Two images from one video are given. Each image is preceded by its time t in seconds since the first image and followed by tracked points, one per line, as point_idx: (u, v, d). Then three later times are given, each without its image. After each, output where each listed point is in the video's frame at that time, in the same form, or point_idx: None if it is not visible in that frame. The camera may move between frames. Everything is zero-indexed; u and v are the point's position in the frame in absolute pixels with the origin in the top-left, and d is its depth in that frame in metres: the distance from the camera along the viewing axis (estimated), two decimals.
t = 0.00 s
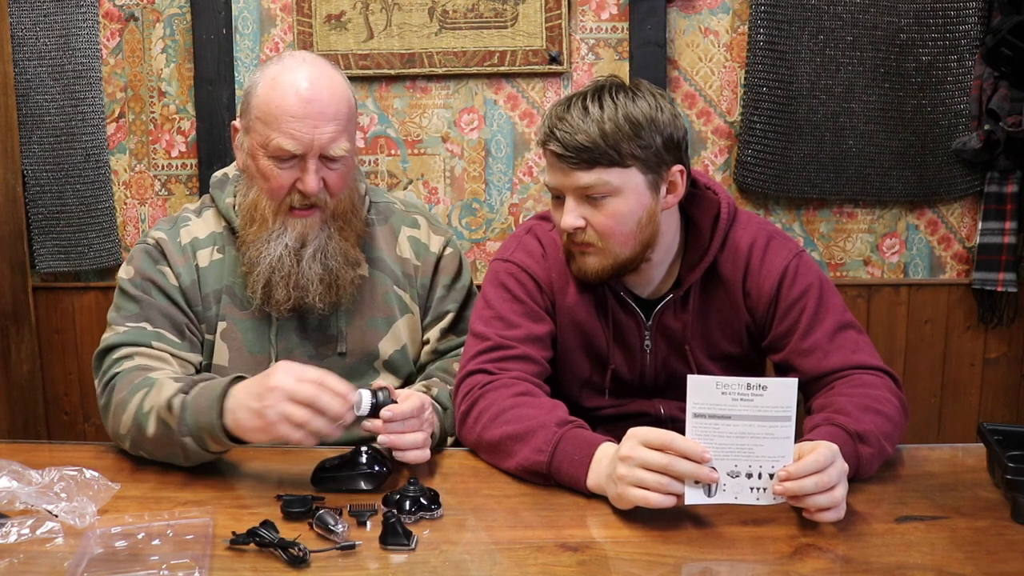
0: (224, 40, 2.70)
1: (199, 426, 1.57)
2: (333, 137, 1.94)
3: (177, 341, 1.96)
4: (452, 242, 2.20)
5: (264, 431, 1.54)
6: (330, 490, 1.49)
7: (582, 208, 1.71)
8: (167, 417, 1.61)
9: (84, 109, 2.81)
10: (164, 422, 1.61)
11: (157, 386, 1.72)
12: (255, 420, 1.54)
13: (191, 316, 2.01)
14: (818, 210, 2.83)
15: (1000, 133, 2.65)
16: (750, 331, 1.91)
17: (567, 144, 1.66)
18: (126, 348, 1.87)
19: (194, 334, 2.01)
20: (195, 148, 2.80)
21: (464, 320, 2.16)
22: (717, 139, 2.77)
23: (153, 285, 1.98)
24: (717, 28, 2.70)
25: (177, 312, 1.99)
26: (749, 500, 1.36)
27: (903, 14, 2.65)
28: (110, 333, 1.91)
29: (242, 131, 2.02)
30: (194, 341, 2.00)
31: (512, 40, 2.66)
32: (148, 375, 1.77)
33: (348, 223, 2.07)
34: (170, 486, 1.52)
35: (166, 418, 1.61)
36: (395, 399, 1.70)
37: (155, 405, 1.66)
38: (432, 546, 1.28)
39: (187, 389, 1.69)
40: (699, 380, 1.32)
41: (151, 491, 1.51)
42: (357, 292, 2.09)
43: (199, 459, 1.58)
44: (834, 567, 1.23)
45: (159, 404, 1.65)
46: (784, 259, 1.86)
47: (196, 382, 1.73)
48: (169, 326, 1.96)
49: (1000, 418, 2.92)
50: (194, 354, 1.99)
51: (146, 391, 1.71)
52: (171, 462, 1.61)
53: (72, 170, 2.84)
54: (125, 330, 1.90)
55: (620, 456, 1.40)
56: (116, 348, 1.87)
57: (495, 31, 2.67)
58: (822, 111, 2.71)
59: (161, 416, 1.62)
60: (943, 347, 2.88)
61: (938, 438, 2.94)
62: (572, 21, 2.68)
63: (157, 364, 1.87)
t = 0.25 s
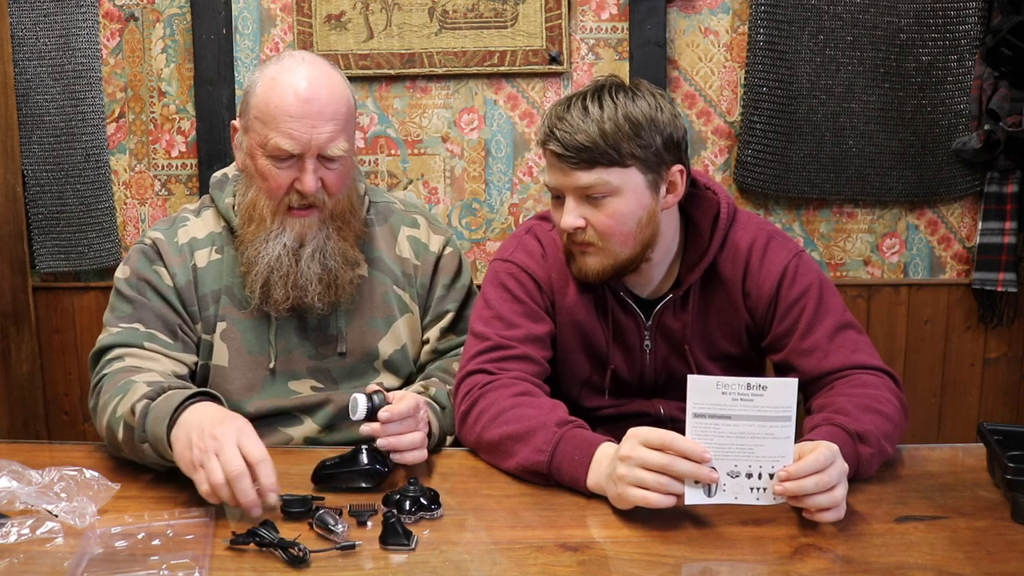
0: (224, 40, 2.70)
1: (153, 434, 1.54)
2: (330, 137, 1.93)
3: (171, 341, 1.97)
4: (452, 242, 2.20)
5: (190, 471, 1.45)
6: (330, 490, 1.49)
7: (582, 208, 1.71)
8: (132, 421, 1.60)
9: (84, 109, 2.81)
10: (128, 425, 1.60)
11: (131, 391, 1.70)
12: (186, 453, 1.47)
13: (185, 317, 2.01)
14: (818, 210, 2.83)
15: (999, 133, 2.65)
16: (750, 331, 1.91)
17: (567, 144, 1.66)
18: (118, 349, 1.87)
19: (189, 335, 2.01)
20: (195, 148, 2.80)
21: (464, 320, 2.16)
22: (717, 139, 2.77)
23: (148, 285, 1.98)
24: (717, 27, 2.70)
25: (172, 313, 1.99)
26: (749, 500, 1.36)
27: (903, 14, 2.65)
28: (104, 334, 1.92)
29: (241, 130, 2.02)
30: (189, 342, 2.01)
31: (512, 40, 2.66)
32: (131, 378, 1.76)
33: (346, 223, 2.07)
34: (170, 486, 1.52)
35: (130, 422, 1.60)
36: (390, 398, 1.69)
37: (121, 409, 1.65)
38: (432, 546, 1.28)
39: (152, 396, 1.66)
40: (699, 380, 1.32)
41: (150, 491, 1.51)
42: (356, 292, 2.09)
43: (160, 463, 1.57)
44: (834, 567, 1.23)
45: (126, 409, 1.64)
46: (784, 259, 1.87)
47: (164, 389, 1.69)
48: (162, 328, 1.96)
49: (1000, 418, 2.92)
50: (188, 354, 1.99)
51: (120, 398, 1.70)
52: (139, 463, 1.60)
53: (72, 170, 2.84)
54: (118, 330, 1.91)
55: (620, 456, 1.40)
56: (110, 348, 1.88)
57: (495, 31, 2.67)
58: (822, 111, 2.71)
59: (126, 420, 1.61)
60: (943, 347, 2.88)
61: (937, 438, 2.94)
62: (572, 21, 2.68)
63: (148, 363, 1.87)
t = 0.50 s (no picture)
0: (224, 40, 2.70)
1: (150, 433, 1.54)
2: (328, 139, 1.93)
3: (171, 341, 1.97)
4: (453, 242, 2.20)
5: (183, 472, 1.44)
6: (330, 490, 1.49)
7: (589, 212, 1.70)
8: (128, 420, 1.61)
9: (84, 109, 2.81)
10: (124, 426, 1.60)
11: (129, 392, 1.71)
12: (178, 454, 1.46)
13: (184, 317, 2.01)
14: (818, 210, 2.83)
15: (1000, 133, 2.65)
16: (751, 331, 1.91)
17: (574, 148, 1.65)
18: (117, 349, 1.88)
19: (187, 334, 2.01)
20: (195, 148, 2.80)
21: (464, 320, 2.16)
22: (717, 139, 2.77)
23: (147, 285, 1.99)
24: (717, 28, 2.70)
25: (171, 313, 1.99)
26: (749, 500, 1.36)
27: (903, 14, 2.65)
28: (103, 333, 1.93)
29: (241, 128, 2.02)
30: (187, 341, 2.01)
31: (512, 40, 2.66)
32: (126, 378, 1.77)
33: (340, 225, 2.06)
34: (170, 486, 1.52)
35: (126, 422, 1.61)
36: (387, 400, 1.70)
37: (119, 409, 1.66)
38: (432, 546, 1.28)
39: (148, 395, 1.67)
40: (699, 379, 1.32)
41: (150, 491, 1.51)
42: (351, 292, 2.09)
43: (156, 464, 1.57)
44: (834, 567, 1.23)
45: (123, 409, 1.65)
46: (784, 260, 1.87)
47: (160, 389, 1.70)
48: (161, 327, 1.97)
49: (1000, 418, 2.92)
50: (186, 354, 1.99)
51: (117, 398, 1.71)
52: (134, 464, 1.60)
53: (72, 170, 2.84)
54: (117, 330, 1.92)
55: (621, 456, 1.40)
56: (109, 348, 1.89)
57: (495, 31, 2.67)
58: (821, 111, 2.71)
59: (123, 420, 1.61)
60: (943, 347, 2.88)
61: (937, 438, 2.94)
62: (572, 21, 2.68)
63: (147, 363, 1.87)
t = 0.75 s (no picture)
0: (224, 40, 2.70)
1: (197, 418, 1.60)
2: (332, 140, 1.93)
3: (173, 341, 1.97)
4: (455, 244, 2.20)
5: (264, 425, 1.58)
6: (329, 490, 1.49)
7: (638, 213, 1.63)
8: (164, 413, 1.64)
9: (84, 109, 2.81)
10: (160, 418, 1.63)
11: (153, 382, 1.74)
12: (252, 412, 1.58)
13: (189, 318, 2.01)
14: (818, 210, 2.83)
15: (999, 133, 2.65)
16: (751, 331, 1.92)
17: (619, 150, 1.56)
18: (122, 348, 1.88)
19: (192, 335, 2.01)
20: (195, 148, 2.80)
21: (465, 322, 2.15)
22: (717, 139, 2.77)
23: (151, 286, 1.98)
24: (717, 28, 2.70)
25: (176, 313, 1.99)
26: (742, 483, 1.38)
27: (903, 14, 2.65)
28: (106, 333, 1.93)
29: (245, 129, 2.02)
30: (191, 343, 2.01)
31: (512, 40, 2.66)
32: (143, 372, 1.79)
33: (345, 226, 2.06)
34: (170, 486, 1.53)
35: (162, 414, 1.64)
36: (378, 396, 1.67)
37: (154, 399, 1.69)
38: (432, 546, 1.28)
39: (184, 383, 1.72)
40: (698, 409, 1.27)
41: (151, 491, 1.51)
42: (355, 293, 2.09)
43: (194, 452, 1.60)
44: (834, 567, 1.23)
45: (156, 400, 1.68)
46: (784, 260, 1.86)
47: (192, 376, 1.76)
48: (164, 326, 1.96)
49: (1000, 418, 2.92)
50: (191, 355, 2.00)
51: (141, 388, 1.73)
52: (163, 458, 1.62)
53: (72, 170, 2.84)
54: (120, 330, 1.92)
55: (615, 471, 1.39)
56: (110, 348, 1.88)
57: (495, 31, 2.67)
58: (822, 111, 2.71)
59: (157, 412, 1.64)
60: (943, 347, 2.88)
61: (937, 438, 2.94)
62: (572, 21, 2.68)
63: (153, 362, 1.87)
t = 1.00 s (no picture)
0: (224, 40, 2.70)
1: (206, 429, 1.60)
2: (342, 142, 1.93)
3: (176, 342, 1.97)
4: (456, 245, 2.20)
5: (276, 434, 1.59)
6: (330, 490, 1.49)
7: (671, 212, 1.64)
8: (172, 422, 1.64)
9: (84, 109, 2.81)
10: (167, 427, 1.63)
11: (161, 389, 1.75)
12: (259, 423, 1.59)
13: (191, 318, 2.01)
14: (818, 210, 2.83)
15: (1000, 133, 2.66)
16: (754, 331, 1.92)
17: (656, 146, 1.58)
18: (124, 349, 1.89)
19: (194, 335, 2.01)
20: (195, 148, 2.80)
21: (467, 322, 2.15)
22: (717, 139, 2.77)
23: (154, 286, 1.98)
24: (717, 28, 2.70)
25: (178, 314, 1.99)
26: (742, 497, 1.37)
27: (903, 14, 2.65)
28: (109, 332, 1.94)
29: (252, 129, 2.03)
30: (193, 343, 2.01)
31: (512, 40, 2.66)
32: (148, 376, 1.80)
33: (350, 227, 2.06)
34: (171, 486, 1.53)
35: (169, 423, 1.64)
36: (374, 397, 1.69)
37: (161, 407, 1.70)
38: (432, 546, 1.28)
39: (193, 393, 1.74)
40: (709, 374, 1.34)
41: (151, 491, 1.51)
42: (358, 294, 2.09)
43: (198, 461, 1.60)
44: (834, 567, 1.23)
45: (163, 408, 1.69)
46: (787, 260, 1.87)
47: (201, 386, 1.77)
48: (167, 327, 1.97)
49: (1000, 418, 2.92)
50: (194, 356, 2.00)
51: (148, 394, 1.74)
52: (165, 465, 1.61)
53: (72, 170, 2.84)
54: (121, 330, 1.92)
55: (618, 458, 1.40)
56: (111, 348, 1.89)
57: (495, 31, 2.67)
58: (822, 111, 2.71)
59: (165, 421, 1.64)
60: (943, 348, 2.88)
61: (937, 438, 2.94)
62: (572, 21, 2.68)
63: (156, 364, 1.89)
